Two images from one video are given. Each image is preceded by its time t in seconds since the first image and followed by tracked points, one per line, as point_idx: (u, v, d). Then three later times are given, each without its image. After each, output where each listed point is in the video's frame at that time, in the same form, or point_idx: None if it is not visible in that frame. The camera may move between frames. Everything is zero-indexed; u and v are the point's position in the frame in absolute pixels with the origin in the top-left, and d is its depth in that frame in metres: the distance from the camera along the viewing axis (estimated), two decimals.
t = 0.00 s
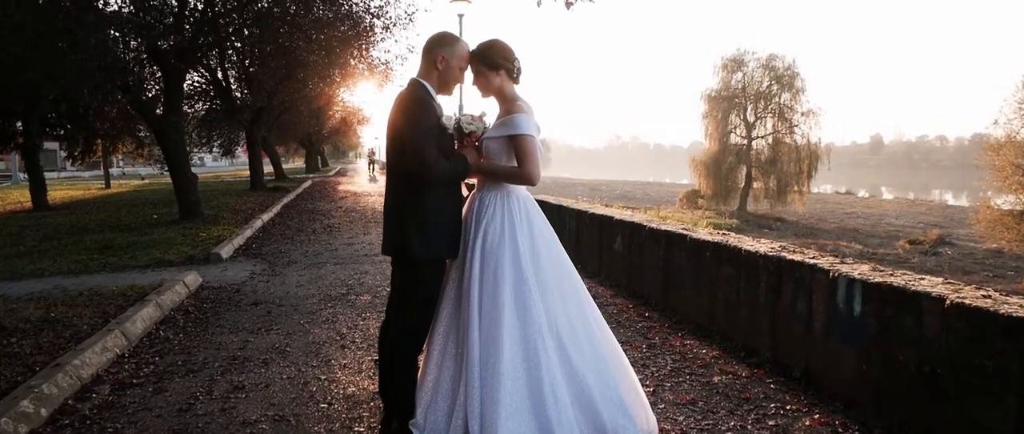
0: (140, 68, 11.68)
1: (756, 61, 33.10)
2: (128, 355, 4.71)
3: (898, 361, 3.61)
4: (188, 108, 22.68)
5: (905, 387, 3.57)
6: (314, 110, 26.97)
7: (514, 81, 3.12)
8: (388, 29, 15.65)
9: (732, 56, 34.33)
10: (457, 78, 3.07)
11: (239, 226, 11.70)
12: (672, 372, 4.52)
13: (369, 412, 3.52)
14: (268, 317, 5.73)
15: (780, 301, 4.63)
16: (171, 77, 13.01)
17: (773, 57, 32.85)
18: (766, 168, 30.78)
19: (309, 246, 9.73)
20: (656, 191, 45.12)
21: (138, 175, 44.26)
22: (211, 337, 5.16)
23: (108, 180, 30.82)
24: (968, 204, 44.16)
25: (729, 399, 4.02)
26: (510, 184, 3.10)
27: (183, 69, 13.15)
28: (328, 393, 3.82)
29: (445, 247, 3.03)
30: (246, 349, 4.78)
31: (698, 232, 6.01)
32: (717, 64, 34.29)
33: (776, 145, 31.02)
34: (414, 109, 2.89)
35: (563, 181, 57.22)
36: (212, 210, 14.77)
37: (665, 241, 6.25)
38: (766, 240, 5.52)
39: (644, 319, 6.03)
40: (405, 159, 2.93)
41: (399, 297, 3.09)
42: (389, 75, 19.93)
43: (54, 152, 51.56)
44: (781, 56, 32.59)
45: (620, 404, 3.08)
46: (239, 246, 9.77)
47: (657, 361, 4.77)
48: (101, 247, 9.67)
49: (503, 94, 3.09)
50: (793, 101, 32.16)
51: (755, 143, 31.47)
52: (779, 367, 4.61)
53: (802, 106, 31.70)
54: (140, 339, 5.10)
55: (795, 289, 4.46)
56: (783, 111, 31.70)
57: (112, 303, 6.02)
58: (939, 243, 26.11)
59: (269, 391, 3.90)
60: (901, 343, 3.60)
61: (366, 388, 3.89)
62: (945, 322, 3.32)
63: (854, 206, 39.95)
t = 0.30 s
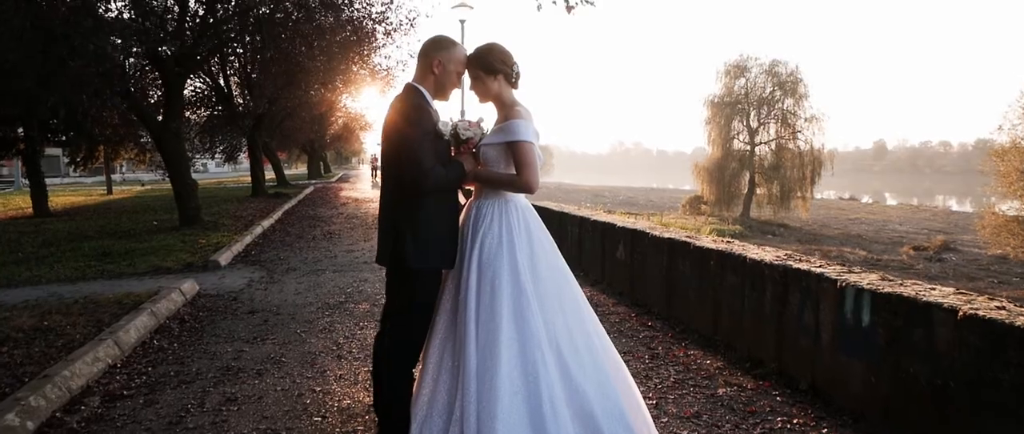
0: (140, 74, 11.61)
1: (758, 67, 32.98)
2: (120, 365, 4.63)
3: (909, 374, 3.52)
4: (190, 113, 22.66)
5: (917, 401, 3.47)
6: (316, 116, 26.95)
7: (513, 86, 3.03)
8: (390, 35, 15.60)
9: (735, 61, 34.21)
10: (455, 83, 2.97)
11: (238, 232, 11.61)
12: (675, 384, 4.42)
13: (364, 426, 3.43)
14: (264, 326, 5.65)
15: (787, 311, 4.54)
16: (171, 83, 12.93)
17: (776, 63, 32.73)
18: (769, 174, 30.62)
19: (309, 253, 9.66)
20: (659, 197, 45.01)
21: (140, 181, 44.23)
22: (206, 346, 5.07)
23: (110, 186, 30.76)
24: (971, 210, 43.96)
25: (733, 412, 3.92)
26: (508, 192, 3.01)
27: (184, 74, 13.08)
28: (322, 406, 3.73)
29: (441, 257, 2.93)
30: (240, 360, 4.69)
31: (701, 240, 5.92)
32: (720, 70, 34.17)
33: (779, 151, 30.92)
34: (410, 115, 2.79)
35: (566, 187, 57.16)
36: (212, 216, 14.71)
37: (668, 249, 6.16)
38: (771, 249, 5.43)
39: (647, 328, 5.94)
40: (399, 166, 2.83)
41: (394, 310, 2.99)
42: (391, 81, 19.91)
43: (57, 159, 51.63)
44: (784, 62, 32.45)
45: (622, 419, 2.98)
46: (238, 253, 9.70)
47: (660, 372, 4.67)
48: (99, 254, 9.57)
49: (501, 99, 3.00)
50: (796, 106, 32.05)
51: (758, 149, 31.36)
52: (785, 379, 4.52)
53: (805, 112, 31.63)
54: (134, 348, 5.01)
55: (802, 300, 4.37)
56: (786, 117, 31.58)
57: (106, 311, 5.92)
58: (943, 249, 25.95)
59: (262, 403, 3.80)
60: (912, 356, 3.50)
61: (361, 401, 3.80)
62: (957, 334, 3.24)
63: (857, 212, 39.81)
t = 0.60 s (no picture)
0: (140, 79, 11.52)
1: (762, 72, 32.85)
2: (112, 375, 4.54)
3: (922, 388, 3.41)
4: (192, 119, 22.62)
5: (930, 415, 3.35)
6: (318, 121, 26.91)
7: (512, 90, 2.92)
8: (391, 40, 15.55)
9: (738, 67, 34.07)
10: (451, 87, 2.87)
11: (238, 238, 11.52)
12: (679, 396, 4.31)
13: None
14: (260, 334, 5.56)
15: (793, 321, 4.43)
16: (172, 89, 12.83)
17: (780, 68, 32.59)
18: (773, 180, 30.51)
19: (309, 260, 9.57)
20: (663, 203, 44.87)
21: (143, 187, 44.22)
22: (200, 356, 4.98)
23: (113, 192, 30.73)
24: (976, 215, 43.71)
25: (739, 426, 3.80)
26: (505, 200, 2.91)
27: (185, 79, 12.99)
28: (315, 419, 3.63)
29: (437, 267, 2.83)
30: (234, 370, 4.59)
31: (705, 247, 5.81)
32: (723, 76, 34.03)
33: (783, 157, 30.78)
34: (405, 120, 2.69)
35: (569, 193, 57.05)
36: (213, 222, 14.64)
37: (672, 256, 6.05)
38: (777, 257, 5.33)
39: (651, 338, 5.83)
40: (392, 172, 2.73)
41: (388, 321, 2.89)
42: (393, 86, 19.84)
43: (60, 165, 51.69)
44: (787, 67, 32.30)
45: None
46: (237, 259, 9.61)
47: (663, 384, 4.56)
48: (97, 260, 9.45)
49: (499, 104, 2.90)
50: (799, 112, 31.89)
51: (761, 155, 31.22)
52: (792, 391, 4.40)
53: (809, 117, 31.45)
54: (127, 358, 4.92)
55: (810, 309, 4.27)
56: (790, 123, 31.43)
57: (100, 319, 5.81)
58: (949, 255, 25.73)
59: (255, 416, 3.70)
60: (924, 368, 3.40)
61: (356, 414, 3.70)
62: (972, 346, 3.14)
63: (862, 217, 39.61)
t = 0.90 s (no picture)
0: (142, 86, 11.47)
1: (767, 79, 32.69)
2: (105, 385, 4.45)
3: (937, 401, 3.30)
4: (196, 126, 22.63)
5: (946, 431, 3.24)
6: (322, 128, 26.91)
7: (512, 94, 2.83)
8: (395, 47, 15.51)
9: (743, 74, 33.92)
10: (449, 90, 2.77)
11: (240, 246, 11.44)
12: (685, 408, 4.20)
13: None
14: (258, 344, 5.47)
15: (802, 332, 4.32)
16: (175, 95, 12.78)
17: (785, 75, 32.45)
18: (778, 187, 30.37)
19: (310, 267, 9.49)
20: (667, 210, 44.70)
21: (147, 194, 44.24)
22: (196, 365, 4.89)
23: (118, 199, 30.75)
24: (983, 222, 43.39)
25: None
26: (505, 207, 2.81)
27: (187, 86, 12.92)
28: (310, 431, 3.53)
29: (434, 276, 2.73)
30: (230, 380, 4.50)
31: (711, 255, 5.71)
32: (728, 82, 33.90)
33: (788, 164, 30.65)
34: (401, 125, 2.61)
35: (573, 200, 56.94)
36: (215, 229, 14.58)
37: (676, 264, 5.94)
38: (785, 265, 5.22)
39: (656, 347, 5.72)
40: (388, 179, 2.64)
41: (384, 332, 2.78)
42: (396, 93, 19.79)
43: (65, 172, 51.83)
44: (792, 74, 32.16)
45: None
46: (238, 267, 9.53)
47: (669, 395, 4.45)
48: (97, 267, 9.36)
49: (499, 107, 2.81)
50: (805, 118, 31.74)
51: (767, 161, 31.09)
52: (801, 402, 4.29)
53: (814, 124, 31.28)
54: (122, 367, 4.83)
55: (820, 319, 4.16)
56: (795, 129, 31.28)
57: (96, 327, 5.72)
58: (956, 262, 25.49)
59: (249, 428, 3.61)
60: (939, 382, 3.29)
61: (352, 426, 3.60)
62: (988, 358, 3.04)
63: (868, 224, 39.39)
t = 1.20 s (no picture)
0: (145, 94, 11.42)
1: (773, 87, 32.50)
2: (99, 397, 4.36)
3: (953, 417, 3.18)
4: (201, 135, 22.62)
5: None
6: (326, 136, 26.88)
7: (513, 99, 2.74)
8: (399, 55, 15.45)
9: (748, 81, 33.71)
10: (447, 95, 2.68)
11: (243, 254, 11.38)
12: (692, 423, 4.09)
13: None
14: (256, 355, 5.38)
15: (812, 344, 4.21)
16: (177, 103, 12.74)
17: (791, 83, 32.26)
18: (784, 195, 30.20)
19: (312, 276, 9.40)
20: (673, 218, 44.48)
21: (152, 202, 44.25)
22: (192, 377, 4.80)
23: (122, 206, 30.77)
24: (990, 230, 43.06)
25: None
26: (505, 215, 2.72)
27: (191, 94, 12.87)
28: None
29: (430, 288, 2.63)
30: (226, 392, 4.41)
31: (718, 264, 5.60)
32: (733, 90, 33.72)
33: (794, 172, 30.49)
34: (397, 130, 2.51)
35: (579, 208, 56.76)
36: (218, 237, 14.52)
37: (683, 275, 5.83)
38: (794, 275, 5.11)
39: (662, 359, 5.61)
40: (384, 187, 2.55)
41: (380, 345, 2.68)
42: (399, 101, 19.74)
43: (71, 180, 51.92)
44: (798, 82, 31.97)
45: None
46: (240, 275, 9.46)
47: (675, 410, 4.34)
48: (98, 276, 9.29)
49: (499, 113, 2.72)
50: (811, 126, 31.54)
51: (772, 170, 30.91)
52: (811, 417, 4.17)
53: (820, 132, 31.08)
54: (117, 378, 4.75)
55: (831, 332, 4.04)
56: (801, 138, 31.10)
57: (93, 337, 5.63)
58: (964, 271, 25.19)
59: None
60: (956, 397, 3.18)
61: None
62: (1008, 372, 2.93)
63: (874, 233, 39.11)
